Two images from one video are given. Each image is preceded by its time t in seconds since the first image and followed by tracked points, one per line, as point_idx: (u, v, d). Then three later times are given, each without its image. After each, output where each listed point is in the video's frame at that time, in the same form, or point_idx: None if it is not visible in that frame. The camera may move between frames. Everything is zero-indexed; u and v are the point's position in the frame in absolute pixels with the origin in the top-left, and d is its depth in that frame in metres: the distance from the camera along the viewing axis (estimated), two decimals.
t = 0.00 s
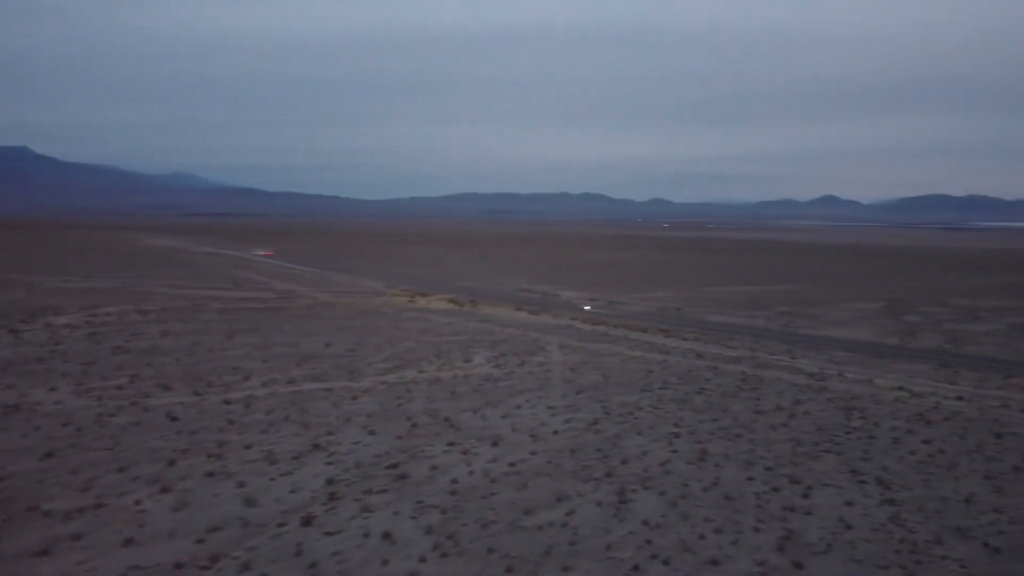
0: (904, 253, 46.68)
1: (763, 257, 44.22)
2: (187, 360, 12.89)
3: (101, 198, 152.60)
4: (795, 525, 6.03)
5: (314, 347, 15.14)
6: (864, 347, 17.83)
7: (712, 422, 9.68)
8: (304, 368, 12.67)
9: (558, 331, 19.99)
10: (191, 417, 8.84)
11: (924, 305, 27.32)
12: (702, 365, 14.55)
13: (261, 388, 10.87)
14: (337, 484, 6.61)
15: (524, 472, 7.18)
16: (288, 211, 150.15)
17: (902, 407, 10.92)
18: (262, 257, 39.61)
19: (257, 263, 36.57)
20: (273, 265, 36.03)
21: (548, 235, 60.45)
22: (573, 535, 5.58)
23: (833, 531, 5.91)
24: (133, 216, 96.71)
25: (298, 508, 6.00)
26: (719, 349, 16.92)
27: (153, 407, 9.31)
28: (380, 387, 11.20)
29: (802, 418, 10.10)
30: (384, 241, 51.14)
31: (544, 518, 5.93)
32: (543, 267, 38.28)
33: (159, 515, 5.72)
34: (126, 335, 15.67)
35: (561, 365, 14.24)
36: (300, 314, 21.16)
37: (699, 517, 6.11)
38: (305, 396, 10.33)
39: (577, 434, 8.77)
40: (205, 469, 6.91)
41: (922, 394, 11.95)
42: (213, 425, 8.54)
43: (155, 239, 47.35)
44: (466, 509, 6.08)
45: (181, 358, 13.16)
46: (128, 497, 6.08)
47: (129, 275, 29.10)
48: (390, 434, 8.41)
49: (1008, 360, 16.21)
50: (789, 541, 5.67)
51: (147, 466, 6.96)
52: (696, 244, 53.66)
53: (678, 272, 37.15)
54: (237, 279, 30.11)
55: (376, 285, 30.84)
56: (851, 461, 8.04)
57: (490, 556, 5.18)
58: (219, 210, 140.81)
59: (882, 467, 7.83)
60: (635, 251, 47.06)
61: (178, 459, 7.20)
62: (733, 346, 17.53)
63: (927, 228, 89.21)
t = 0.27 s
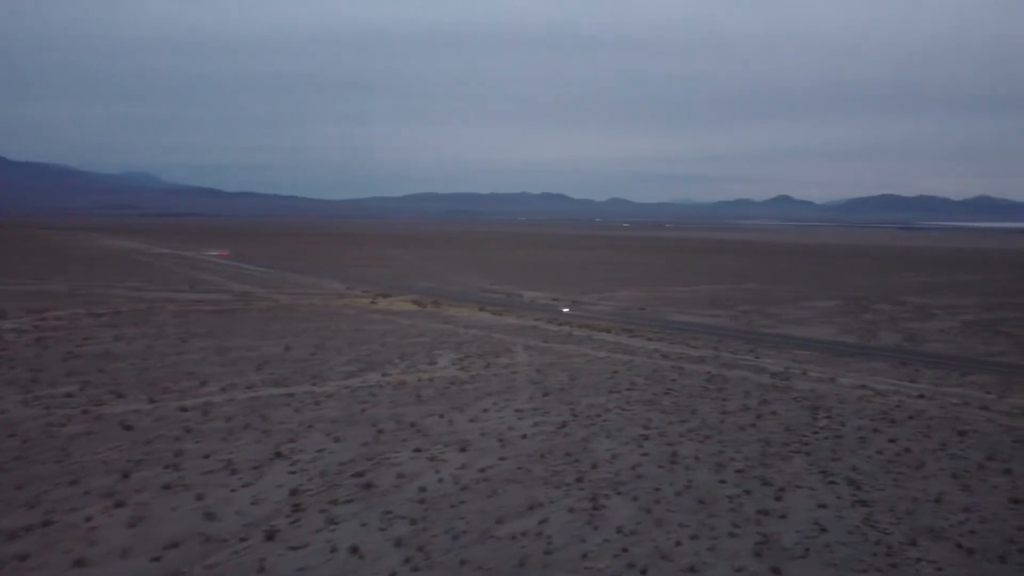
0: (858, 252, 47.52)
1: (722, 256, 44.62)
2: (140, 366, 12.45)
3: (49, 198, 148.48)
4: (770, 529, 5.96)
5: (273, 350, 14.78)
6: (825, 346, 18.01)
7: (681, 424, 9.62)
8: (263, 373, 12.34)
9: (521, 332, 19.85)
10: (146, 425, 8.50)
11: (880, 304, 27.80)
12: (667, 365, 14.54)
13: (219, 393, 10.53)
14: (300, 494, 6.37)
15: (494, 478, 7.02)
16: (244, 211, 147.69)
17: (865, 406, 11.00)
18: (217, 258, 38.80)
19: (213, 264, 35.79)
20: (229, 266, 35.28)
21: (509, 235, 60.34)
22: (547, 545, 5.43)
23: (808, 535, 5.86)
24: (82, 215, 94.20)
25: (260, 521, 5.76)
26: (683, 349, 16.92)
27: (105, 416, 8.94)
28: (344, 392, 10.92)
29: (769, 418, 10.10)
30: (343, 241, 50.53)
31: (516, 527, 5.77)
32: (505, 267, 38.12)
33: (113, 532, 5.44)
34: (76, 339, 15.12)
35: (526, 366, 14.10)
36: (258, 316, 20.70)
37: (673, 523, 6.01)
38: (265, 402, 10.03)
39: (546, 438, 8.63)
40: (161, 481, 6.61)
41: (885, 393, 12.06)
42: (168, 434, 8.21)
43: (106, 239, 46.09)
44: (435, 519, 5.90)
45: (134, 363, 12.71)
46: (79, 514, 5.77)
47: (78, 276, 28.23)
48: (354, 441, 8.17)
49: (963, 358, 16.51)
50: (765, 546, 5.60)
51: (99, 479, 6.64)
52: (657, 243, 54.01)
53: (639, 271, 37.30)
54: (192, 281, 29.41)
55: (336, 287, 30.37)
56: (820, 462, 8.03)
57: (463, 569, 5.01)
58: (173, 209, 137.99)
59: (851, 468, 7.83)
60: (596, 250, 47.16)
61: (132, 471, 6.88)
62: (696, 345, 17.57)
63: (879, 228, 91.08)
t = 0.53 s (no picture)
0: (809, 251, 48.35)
1: (677, 256, 44.99)
2: (84, 373, 11.94)
3: None
4: (741, 534, 5.88)
5: (226, 355, 14.33)
6: (781, 345, 18.19)
7: (645, 426, 9.53)
8: (216, 379, 11.93)
9: (479, 333, 19.65)
10: (90, 437, 8.09)
11: (832, 302, 28.26)
12: (627, 366, 14.48)
13: (169, 402, 10.12)
14: (257, 508, 6.09)
15: (458, 487, 6.82)
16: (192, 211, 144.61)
17: (826, 405, 11.06)
18: (165, 259, 37.77)
19: (161, 266, 34.82)
20: (177, 268, 34.36)
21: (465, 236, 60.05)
22: (517, 557, 5.26)
23: (779, 539, 5.80)
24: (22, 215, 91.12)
25: (214, 539, 5.48)
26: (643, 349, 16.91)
27: (47, 427, 8.50)
28: (300, 398, 10.59)
29: (732, 418, 10.08)
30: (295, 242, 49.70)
31: (484, 539, 5.58)
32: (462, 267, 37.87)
33: (55, 556, 5.11)
34: (16, 345, 14.47)
35: (486, 369, 13.90)
36: (208, 319, 20.11)
37: (644, 530, 5.89)
38: (218, 410, 9.66)
39: (510, 443, 8.45)
40: (107, 497, 6.27)
41: (843, 391, 12.16)
42: (115, 446, 7.83)
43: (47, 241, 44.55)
44: (400, 532, 5.68)
45: (78, 370, 12.18)
46: (18, 536, 5.41)
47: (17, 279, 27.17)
48: (312, 450, 7.89)
49: (915, 355, 16.79)
50: (737, 552, 5.52)
51: (39, 496, 6.26)
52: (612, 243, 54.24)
53: (596, 271, 37.37)
54: (139, 283, 28.55)
55: (289, 288, 29.78)
56: (785, 463, 8.00)
57: None
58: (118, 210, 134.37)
59: (816, 469, 7.81)
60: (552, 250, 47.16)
61: (75, 486, 6.51)
62: (655, 346, 17.57)
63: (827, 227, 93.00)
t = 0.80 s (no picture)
0: (769, 250, 48.95)
1: (640, 255, 45.22)
2: (35, 380, 11.49)
3: None
4: (718, 539, 5.82)
5: (185, 360, 13.94)
6: (745, 344, 18.31)
7: (615, 428, 9.44)
8: (174, 384, 11.57)
9: (445, 335, 19.45)
10: (42, 448, 7.76)
11: (794, 301, 28.58)
12: (595, 367, 14.41)
13: (126, 408, 9.78)
14: (221, 520, 5.86)
15: (429, 494, 6.66)
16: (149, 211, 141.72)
17: (793, 405, 11.10)
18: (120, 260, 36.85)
19: (116, 267, 33.92)
20: (133, 270, 33.52)
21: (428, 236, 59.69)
22: (493, 568, 5.12)
23: (756, 544, 5.74)
24: None
25: (176, 554, 5.25)
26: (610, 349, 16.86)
27: None
28: (263, 404, 10.31)
29: (702, 419, 10.05)
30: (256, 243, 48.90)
31: (458, 549, 5.43)
32: (426, 268, 37.58)
33: None
34: None
35: (453, 371, 13.72)
36: (166, 322, 19.60)
37: (620, 536, 5.79)
38: (177, 417, 9.36)
39: (480, 448, 8.30)
40: (61, 511, 5.98)
41: (810, 391, 12.22)
42: (68, 456, 7.51)
43: None
44: (371, 543, 5.51)
45: (29, 377, 11.72)
46: None
47: None
48: (277, 458, 7.66)
49: (877, 354, 17.00)
50: (715, 558, 5.45)
51: None
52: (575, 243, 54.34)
53: (561, 271, 37.34)
54: (93, 285, 27.76)
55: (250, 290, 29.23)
56: (757, 464, 7.97)
57: None
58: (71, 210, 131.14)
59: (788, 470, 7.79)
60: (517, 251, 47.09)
61: (27, 500, 6.21)
62: (622, 346, 17.54)
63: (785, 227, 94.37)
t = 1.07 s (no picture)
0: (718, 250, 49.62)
1: (591, 255, 45.39)
2: None
3: None
4: (685, 545, 5.72)
5: (128, 366, 13.39)
6: (699, 344, 18.39)
7: (576, 432, 9.31)
8: (116, 393, 11.06)
9: (398, 337, 19.13)
10: None
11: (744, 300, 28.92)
12: (551, 369, 14.28)
13: (65, 419, 9.29)
14: (168, 539, 5.55)
15: (388, 505, 6.42)
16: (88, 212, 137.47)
17: (750, 404, 11.12)
18: (57, 262, 35.53)
19: (52, 270, 32.67)
20: (71, 272, 32.32)
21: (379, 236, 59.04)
22: None
23: (724, 549, 5.65)
24: None
25: None
26: (566, 351, 16.76)
27: None
28: (210, 412, 9.91)
29: (661, 421, 9.99)
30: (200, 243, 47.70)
31: (421, 564, 5.21)
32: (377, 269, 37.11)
33: None
34: None
35: (408, 375, 13.45)
36: (106, 327, 18.87)
37: (587, 545, 5.65)
38: (119, 427, 8.93)
39: (439, 455, 8.08)
40: None
41: (765, 390, 12.27)
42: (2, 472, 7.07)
43: None
44: (329, 559, 5.27)
45: None
46: None
47: None
48: (227, 469, 7.33)
49: (827, 352, 17.22)
50: (684, 566, 5.35)
51: None
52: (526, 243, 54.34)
53: (513, 271, 37.22)
54: (29, 289, 26.66)
55: (195, 292, 28.41)
56: (719, 466, 7.92)
57: None
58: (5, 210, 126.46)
59: (750, 471, 7.75)
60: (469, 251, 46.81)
61: None
62: (577, 347, 17.45)
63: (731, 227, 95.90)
